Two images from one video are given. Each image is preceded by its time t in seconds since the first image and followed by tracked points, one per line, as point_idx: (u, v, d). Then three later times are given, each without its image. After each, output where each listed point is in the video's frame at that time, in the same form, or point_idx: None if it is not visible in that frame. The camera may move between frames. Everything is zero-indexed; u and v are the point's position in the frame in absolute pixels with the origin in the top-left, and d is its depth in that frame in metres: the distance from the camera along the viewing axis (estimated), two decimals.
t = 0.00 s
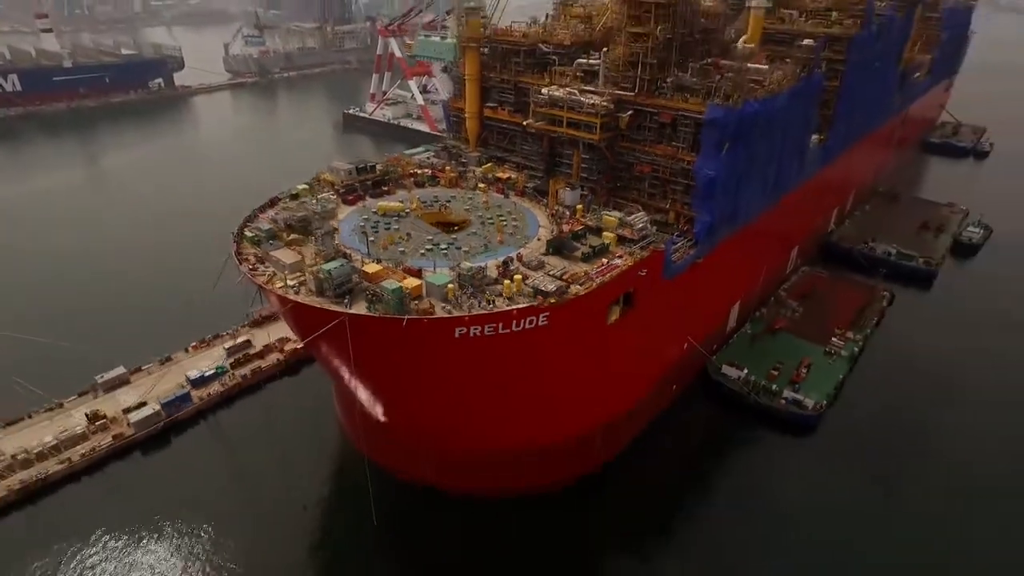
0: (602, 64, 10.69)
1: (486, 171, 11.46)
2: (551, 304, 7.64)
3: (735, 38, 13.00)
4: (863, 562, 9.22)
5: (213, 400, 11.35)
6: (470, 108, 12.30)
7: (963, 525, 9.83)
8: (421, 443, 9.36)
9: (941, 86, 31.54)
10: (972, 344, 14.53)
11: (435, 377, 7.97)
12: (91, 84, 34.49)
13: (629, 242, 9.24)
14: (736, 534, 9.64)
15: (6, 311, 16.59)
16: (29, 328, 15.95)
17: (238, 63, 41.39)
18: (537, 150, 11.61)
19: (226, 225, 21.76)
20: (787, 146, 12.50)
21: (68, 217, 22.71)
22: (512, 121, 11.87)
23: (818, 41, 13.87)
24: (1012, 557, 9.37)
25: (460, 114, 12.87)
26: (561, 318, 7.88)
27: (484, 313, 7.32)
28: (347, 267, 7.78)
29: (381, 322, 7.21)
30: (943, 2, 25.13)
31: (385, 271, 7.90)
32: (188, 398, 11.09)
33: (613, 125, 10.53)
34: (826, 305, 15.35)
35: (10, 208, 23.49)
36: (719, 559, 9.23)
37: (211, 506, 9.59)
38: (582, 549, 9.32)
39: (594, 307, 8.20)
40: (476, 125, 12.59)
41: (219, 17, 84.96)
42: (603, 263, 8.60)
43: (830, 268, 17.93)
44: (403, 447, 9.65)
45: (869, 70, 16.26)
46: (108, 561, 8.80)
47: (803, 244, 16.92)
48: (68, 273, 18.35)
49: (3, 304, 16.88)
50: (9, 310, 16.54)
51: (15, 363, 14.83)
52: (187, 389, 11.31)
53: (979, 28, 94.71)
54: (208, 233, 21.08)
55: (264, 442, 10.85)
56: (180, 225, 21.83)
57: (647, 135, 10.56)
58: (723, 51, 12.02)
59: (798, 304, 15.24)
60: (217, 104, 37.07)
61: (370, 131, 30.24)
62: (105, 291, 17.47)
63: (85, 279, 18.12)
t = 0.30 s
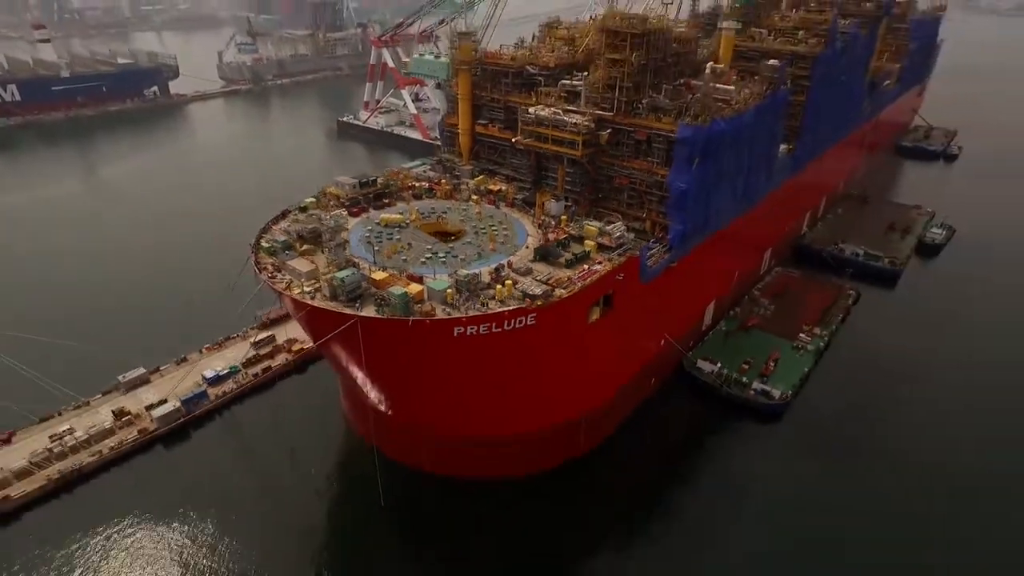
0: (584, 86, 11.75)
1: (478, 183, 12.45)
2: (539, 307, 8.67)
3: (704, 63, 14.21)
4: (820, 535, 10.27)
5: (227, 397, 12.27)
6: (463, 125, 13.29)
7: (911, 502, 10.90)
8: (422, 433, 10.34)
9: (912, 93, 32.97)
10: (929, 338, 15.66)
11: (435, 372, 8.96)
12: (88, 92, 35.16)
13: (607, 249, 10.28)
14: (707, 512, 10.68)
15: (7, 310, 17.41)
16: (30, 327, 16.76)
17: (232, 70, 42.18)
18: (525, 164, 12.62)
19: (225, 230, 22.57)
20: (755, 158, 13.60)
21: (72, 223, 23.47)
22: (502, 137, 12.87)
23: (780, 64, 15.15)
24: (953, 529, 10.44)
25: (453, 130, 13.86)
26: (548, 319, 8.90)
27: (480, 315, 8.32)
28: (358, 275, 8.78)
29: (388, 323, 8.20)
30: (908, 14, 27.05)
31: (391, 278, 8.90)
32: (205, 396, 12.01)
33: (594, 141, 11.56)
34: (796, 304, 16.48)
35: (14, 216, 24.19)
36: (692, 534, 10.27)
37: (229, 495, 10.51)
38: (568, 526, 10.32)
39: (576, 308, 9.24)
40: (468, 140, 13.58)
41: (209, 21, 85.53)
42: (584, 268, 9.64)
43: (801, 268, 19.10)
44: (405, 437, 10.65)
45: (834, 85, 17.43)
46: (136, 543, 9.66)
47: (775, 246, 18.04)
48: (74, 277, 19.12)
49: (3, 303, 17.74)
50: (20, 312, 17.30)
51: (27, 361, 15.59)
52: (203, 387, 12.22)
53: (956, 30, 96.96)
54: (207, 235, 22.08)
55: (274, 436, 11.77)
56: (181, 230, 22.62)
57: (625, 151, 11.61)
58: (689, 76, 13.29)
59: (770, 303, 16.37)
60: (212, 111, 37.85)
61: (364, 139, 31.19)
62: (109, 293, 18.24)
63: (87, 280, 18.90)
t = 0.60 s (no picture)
0: (569, 101, 12.66)
1: (470, 191, 13.29)
2: (528, 305, 9.55)
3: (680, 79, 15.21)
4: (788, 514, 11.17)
5: (237, 394, 13.04)
6: (456, 135, 14.15)
7: (873, 484, 11.81)
8: (422, 424, 11.17)
9: (887, 97, 34.23)
10: (897, 332, 16.64)
11: (434, 367, 9.80)
12: (84, 100, 35.68)
13: (590, 252, 11.18)
14: (684, 495, 11.58)
15: (7, 312, 18.06)
16: (31, 327, 17.39)
17: (225, 76, 42.81)
18: (514, 173, 13.47)
19: (223, 233, 23.27)
20: (730, 164, 14.54)
21: (73, 229, 24.05)
22: (493, 148, 13.74)
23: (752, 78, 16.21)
24: (910, 508, 11.36)
25: (447, 140, 14.69)
26: (536, 316, 9.76)
27: (475, 313, 9.18)
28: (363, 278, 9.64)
29: (391, 322, 9.04)
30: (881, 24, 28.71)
31: (393, 281, 9.76)
32: (216, 392, 12.78)
33: (578, 151, 12.44)
34: (772, 301, 17.47)
35: (15, 222, 24.74)
36: (671, 515, 11.17)
37: (240, 485, 11.25)
38: (557, 508, 11.19)
39: (562, 307, 10.11)
40: (461, 149, 14.41)
41: (200, 25, 85.97)
42: (569, 270, 10.55)
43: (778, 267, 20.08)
44: (406, 428, 11.48)
45: (806, 94, 18.47)
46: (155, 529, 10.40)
47: (753, 247, 19.03)
48: (77, 280, 19.74)
49: (3, 306, 18.36)
50: (27, 314, 17.92)
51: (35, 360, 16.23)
52: (213, 385, 12.99)
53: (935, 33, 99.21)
54: (206, 239, 22.72)
55: (281, 430, 12.54)
56: (180, 234, 23.27)
57: (607, 160, 12.52)
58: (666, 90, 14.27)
59: (747, 301, 17.35)
60: (206, 117, 38.45)
61: (357, 144, 32.00)
62: (109, 295, 18.84)
63: (91, 284, 19.49)
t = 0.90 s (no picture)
0: (553, 115, 13.58)
1: (461, 198, 14.17)
2: (517, 304, 10.47)
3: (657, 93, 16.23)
4: (758, 497, 12.12)
5: (244, 391, 13.86)
6: (448, 146, 15.03)
7: (838, 472, 12.75)
8: (419, 417, 12.04)
9: (862, 101, 35.57)
10: (863, 329, 17.69)
11: (430, 362, 10.68)
12: (78, 107, 36.17)
13: (573, 255, 12.12)
14: (663, 480, 12.52)
15: (8, 313, 18.53)
16: (36, 327, 18.00)
17: (217, 82, 43.42)
18: (502, 181, 14.37)
19: (219, 236, 23.91)
20: (704, 171, 15.54)
21: (71, 233, 24.61)
22: (482, 157, 14.64)
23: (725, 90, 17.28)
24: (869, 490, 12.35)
25: (439, 150, 15.57)
26: (524, 315, 10.68)
27: (468, 313, 10.07)
28: (365, 282, 10.50)
29: (392, 321, 9.90)
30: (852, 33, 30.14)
31: (393, 284, 10.63)
32: (224, 390, 13.59)
33: (561, 161, 13.36)
34: (747, 299, 18.51)
35: (15, 228, 25.28)
36: (649, 499, 12.12)
37: (248, 477, 12.05)
38: (544, 493, 12.11)
39: (548, 307, 11.03)
40: (452, 159, 15.29)
41: (187, 28, 86.23)
42: (554, 272, 11.48)
43: (754, 267, 21.15)
44: (404, 420, 12.35)
45: (778, 103, 19.52)
46: (169, 517, 11.16)
47: (730, 248, 20.06)
48: (79, 282, 20.34)
49: (6, 307, 18.90)
50: (29, 314, 18.42)
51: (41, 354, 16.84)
52: (221, 382, 13.80)
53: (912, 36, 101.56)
54: (203, 242, 23.38)
55: (284, 426, 13.33)
56: (177, 236, 23.89)
57: (589, 169, 13.46)
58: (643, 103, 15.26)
59: (723, 299, 18.38)
60: (198, 123, 39.04)
61: (349, 149, 32.80)
62: (110, 295, 19.45)
63: (92, 285, 20.09)
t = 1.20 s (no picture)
0: (540, 128, 14.41)
1: (454, 206, 14.95)
2: (508, 307, 11.25)
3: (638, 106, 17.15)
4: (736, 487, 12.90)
5: (248, 392, 14.55)
6: (441, 157, 15.81)
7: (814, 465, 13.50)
8: (416, 414, 12.77)
9: (841, 107, 36.77)
10: (838, 330, 18.57)
11: (427, 360, 11.43)
12: (73, 115, 36.64)
13: (560, 261, 12.93)
14: (647, 471, 13.27)
15: (13, 317, 19.05)
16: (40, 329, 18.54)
17: (210, 89, 44.08)
18: (493, 190, 15.17)
19: (217, 240, 24.51)
20: (684, 179, 16.42)
21: (70, 240, 25.15)
22: (474, 167, 15.43)
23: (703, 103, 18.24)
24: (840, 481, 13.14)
25: (432, 161, 16.35)
26: (515, 316, 11.46)
27: (463, 315, 10.83)
28: (366, 287, 11.25)
29: (392, 323, 10.66)
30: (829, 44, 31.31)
31: (391, 288, 11.39)
32: (229, 391, 14.29)
33: (548, 172, 14.18)
34: (727, 300, 19.41)
35: (15, 236, 25.77)
36: (634, 489, 12.86)
37: (254, 473, 12.70)
38: (535, 483, 12.83)
39: (537, 309, 11.82)
40: (445, 169, 16.07)
41: (177, 34, 86.63)
42: (542, 276, 12.29)
43: (735, 269, 22.06)
44: (402, 416, 13.08)
45: (755, 113, 20.49)
46: (181, 510, 11.81)
47: (711, 251, 20.96)
48: (80, 287, 20.86)
49: (11, 312, 19.41)
50: (33, 317, 18.93)
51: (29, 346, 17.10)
52: (226, 384, 14.49)
53: (893, 42, 103.67)
54: (201, 247, 23.96)
55: (287, 424, 13.99)
56: (175, 242, 24.47)
57: (574, 178, 14.29)
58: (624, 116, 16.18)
59: (704, 300, 19.28)
60: (192, 131, 39.62)
61: (342, 157, 33.51)
62: (110, 297, 19.95)
63: (93, 289, 20.62)
